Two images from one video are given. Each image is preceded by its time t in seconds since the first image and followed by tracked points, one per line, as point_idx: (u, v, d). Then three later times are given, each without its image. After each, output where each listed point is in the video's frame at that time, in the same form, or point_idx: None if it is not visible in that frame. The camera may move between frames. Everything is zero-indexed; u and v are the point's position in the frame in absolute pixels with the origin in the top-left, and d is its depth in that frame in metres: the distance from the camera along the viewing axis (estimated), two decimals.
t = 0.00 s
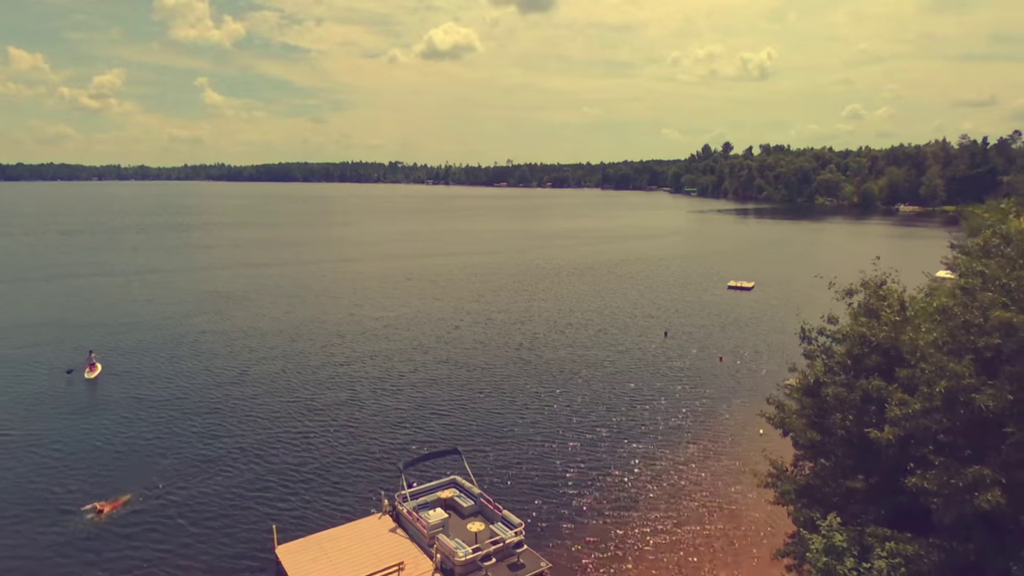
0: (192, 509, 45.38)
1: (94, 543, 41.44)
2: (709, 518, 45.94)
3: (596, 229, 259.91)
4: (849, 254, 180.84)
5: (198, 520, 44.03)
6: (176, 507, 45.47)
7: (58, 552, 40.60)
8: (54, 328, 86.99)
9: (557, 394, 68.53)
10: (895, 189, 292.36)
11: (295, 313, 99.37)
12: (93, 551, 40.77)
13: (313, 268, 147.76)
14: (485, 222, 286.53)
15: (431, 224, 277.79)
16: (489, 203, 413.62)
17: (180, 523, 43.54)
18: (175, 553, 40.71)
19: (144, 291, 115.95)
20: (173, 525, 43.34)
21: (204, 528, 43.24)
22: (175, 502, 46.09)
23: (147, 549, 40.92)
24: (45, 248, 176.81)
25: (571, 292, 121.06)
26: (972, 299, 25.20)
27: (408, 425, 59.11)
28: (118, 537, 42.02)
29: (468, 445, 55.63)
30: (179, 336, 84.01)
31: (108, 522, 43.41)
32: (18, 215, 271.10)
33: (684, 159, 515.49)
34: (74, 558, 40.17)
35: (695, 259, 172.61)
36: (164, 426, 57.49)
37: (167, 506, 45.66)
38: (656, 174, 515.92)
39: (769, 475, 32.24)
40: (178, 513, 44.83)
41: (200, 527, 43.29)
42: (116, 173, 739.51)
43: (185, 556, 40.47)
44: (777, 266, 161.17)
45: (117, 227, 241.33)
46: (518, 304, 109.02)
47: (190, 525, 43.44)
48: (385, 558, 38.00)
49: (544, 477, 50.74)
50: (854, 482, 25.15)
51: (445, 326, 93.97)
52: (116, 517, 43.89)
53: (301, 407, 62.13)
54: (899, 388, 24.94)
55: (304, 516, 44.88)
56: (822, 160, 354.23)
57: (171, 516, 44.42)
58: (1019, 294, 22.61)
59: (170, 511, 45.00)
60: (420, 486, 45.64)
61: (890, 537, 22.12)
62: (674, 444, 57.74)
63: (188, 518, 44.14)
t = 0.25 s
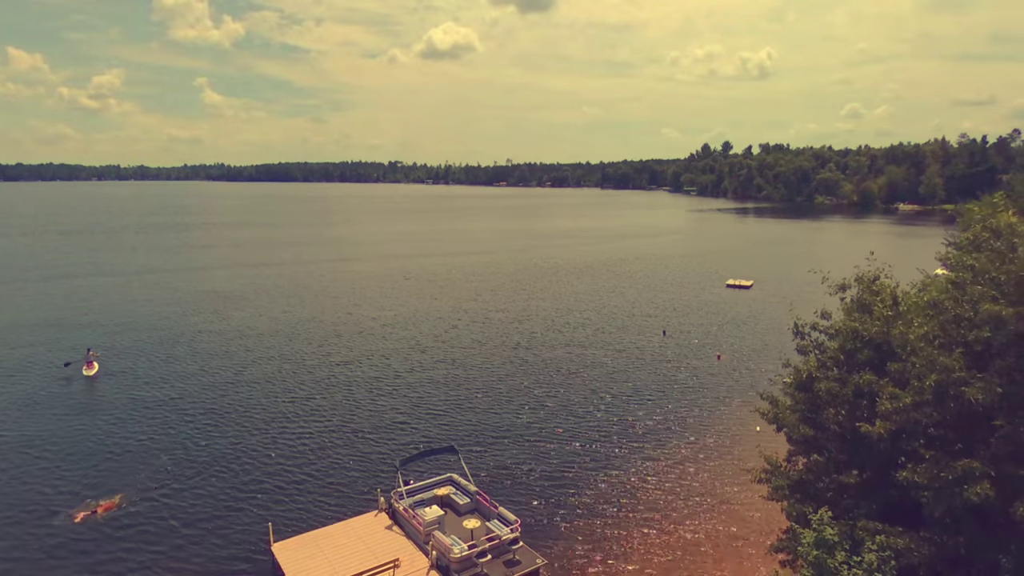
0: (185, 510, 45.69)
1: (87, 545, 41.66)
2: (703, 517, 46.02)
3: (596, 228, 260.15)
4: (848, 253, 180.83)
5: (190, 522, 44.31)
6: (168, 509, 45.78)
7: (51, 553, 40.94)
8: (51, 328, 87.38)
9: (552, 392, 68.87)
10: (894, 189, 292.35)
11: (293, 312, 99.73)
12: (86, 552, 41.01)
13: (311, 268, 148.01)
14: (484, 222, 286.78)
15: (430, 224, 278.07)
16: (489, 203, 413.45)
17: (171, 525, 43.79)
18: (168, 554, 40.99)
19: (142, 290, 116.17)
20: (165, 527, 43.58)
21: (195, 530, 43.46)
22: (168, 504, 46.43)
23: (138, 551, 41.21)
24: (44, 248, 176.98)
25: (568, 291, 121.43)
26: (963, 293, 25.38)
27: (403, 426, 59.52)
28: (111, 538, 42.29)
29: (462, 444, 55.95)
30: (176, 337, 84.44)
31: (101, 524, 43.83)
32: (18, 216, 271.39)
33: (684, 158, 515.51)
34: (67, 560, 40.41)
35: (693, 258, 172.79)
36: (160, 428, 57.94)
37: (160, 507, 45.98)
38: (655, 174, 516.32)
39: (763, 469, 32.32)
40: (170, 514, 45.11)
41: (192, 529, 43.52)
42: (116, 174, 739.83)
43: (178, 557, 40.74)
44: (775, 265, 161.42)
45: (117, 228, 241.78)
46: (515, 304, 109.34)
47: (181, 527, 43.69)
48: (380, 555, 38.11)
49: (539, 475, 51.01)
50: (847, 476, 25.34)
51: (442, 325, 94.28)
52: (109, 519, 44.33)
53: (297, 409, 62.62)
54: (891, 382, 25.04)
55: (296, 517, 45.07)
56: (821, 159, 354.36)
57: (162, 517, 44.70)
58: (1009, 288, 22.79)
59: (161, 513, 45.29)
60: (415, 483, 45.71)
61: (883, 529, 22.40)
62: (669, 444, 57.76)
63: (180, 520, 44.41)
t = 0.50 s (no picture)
0: (179, 511, 45.81)
1: (83, 545, 41.79)
2: (700, 516, 45.96)
3: (595, 228, 260.21)
4: (848, 253, 180.77)
5: (184, 523, 44.40)
6: (163, 510, 45.90)
7: (46, 553, 41.14)
8: (50, 327, 87.60)
9: (550, 391, 69.04)
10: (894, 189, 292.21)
11: (291, 311, 99.89)
12: (83, 552, 41.18)
13: (311, 267, 148.09)
14: (484, 221, 286.80)
15: (431, 224, 278.15)
16: (489, 203, 413.35)
17: (165, 526, 43.91)
18: (163, 554, 41.16)
19: (141, 290, 116.33)
20: (159, 528, 43.71)
21: (189, 531, 43.53)
22: (162, 505, 46.54)
23: (133, 550, 41.37)
24: (43, 248, 177.11)
25: (567, 291, 121.58)
26: (960, 290, 25.39)
27: (401, 425, 59.70)
28: (106, 538, 42.47)
29: (460, 443, 56.09)
30: (174, 336, 84.64)
31: (98, 523, 44.04)
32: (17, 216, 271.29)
33: (684, 158, 515.50)
34: (62, 559, 40.59)
35: (693, 258, 172.84)
36: (157, 428, 58.10)
37: (155, 507, 46.12)
38: (655, 174, 516.56)
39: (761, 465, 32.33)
40: (164, 515, 45.23)
41: (186, 530, 43.60)
42: (116, 174, 739.79)
43: (174, 557, 40.93)
44: (774, 265, 161.49)
45: (116, 227, 241.92)
46: (514, 303, 109.47)
47: (176, 527, 43.79)
48: (379, 553, 38.15)
49: (537, 474, 51.18)
50: (844, 474, 25.48)
51: (440, 325, 94.44)
52: (106, 519, 44.53)
53: (296, 408, 62.80)
54: (888, 379, 25.12)
55: (291, 518, 45.12)
56: (821, 159, 354.25)
57: (157, 518, 44.82)
58: (1006, 285, 22.79)
59: (156, 513, 45.40)
60: (414, 481, 45.73)
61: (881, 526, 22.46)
62: (667, 443, 57.70)
63: (174, 521, 44.51)
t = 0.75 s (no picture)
0: (175, 512, 45.88)
1: (78, 546, 41.88)
2: (697, 515, 46.08)
3: (594, 228, 260.23)
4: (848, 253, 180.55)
5: (179, 524, 44.48)
6: (158, 510, 46.02)
7: (41, 553, 41.28)
8: (47, 327, 87.69)
9: (548, 390, 69.15)
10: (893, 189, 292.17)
11: (289, 311, 99.95)
12: (78, 553, 41.30)
13: (309, 267, 148.03)
14: (484, 221, 286.60)
15: (430, 224, 277.93)
16: (488, 203, 413.10)
17: (160, 528, 43.98)
18: (158, 556, 41.28)
19: (140, 289, 116.33)
20: (154, 529, 43.79)
21: (183, 532, 43.57)
22: (158, 506, 46.64)
23: (128, 551, 41.52)
24: (42, 247, 176.97)
25: (566, 291, 121.63)
26: (958, 289, 25.44)
27: (399, 425, 59.81)
28: (101, 539, 42.62)
29: (458, 443, 56.19)
30: (172, 336, 84.71)
31: (94, 523, 44.17)
32: (15, 215, 270.95)
33: (684, 159, 515.36)
34: (57, 559, 40.74)
35: (692, 258, 172.79)
36: (154, 428, 58.21)
37: (150, 508, 46.21)
38: (654, 174, 516.71)
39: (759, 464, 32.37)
40: (159, 517, 45.34)
41: (181, 532, 43.65)
42: (115, 174, 739.34)
43: (169, 557, 41.12)
44: (773, 265, 161.42)
45: (115, 227, 241.65)
46: (512, 303, 109.53)
47: (170, 529, 43.86)
48: (377, 552, 38.17)
49: (534, 473, 51.27)
50: (842, 472, 25.54)
51: (438, 325, 94.51)
52: (103, 519, 44.68)
53: (293, 408, 62.91)
54: (885, 378, 25.19)
55: (286, 520, 45.18)
56: (821, 159, 354.25)
57: (152, 520, 44.90)
58: (1003, 284, 22.84)
59: (151, 515, 45.49)
60: (412, 481, 45.73)
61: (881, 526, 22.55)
62: (664, 442, 57.80)
63: (169, 523, 44.58)
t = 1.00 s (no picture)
0: (170, 512, 45.88)
1: (73, 546, 41.87)
2: (694, 514, 46.05)
3: (594, 227, 260.45)
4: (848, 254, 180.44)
5: (174, 524, 44.47)
6: (153, 511, 46.00)
7: (37, 552, 41.39)
8: (46, 326, 87.83)
9: (546, 390, 69.26)
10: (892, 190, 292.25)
11: (288, 310, 100.04)
12: (72, 553, 41.29)
13: (309, 266, 148.16)
14: (484, 221, 286.57)
15: (430, 223, 278.00)
16: (488, 203, 413.07)
17: (155, 528, 43.95)
18: (153, 556, 41.26)
19: (138, 288, 116.39)
20: (148, 529, 43.77)
21: (178, 533, 43.56)
22: (154, 506, 46.65)
23: (124, 550, 41.64)
24: (41, 246, 177.09)
25: (565, 290, 121.73)
26: (956, 284, 25.44)
27: (396, 424, 59.88)
28: (97, 538, 42.74)
29: (455, 443, 56.26)
30: (170, 335, 84.85)
31: (89, 522, 44.29)
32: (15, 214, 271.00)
33: (683, 159, 515.44)
34: (53, 558, 40.86)
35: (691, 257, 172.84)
36: (150, 427, 58.20)
37: (146, 508, 46.22)
38: (654, 174, 517.05)
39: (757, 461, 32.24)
40: (153, 517, 45.33)
41: (175, 532, 43.64)
42: (114, 173, 739.19)
43: (165, 556, 41.24)
44: (773, 265, 161.42)
45: (114, 226, 241.64)
46: (511, 303, 109.61)
47: (165, 529, 43.82)
48: (375, 549, 38.19)
49: (532, 472, 51.35)
50: (840, 468, 25.46)
51: (437, 324, 94.62)
52: (98, 518, 44.77)
53: (291, 408, 62.99)
54: (883, 373, 25.19)
55: (282, 521, 45.16)
56: (820, 160, 354.41)
57: (146, 520, 44.89)
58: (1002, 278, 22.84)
59: (146, 515, 45.49)
60: (411, 479, 45.70)
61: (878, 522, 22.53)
62: (662, 442, 57.86)
63: (164, 523, 44.59)
